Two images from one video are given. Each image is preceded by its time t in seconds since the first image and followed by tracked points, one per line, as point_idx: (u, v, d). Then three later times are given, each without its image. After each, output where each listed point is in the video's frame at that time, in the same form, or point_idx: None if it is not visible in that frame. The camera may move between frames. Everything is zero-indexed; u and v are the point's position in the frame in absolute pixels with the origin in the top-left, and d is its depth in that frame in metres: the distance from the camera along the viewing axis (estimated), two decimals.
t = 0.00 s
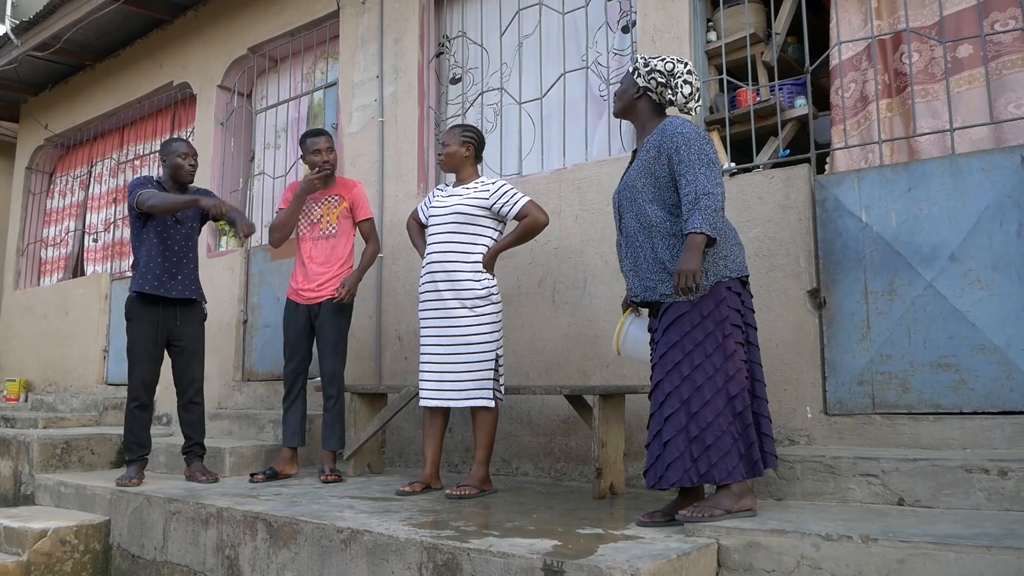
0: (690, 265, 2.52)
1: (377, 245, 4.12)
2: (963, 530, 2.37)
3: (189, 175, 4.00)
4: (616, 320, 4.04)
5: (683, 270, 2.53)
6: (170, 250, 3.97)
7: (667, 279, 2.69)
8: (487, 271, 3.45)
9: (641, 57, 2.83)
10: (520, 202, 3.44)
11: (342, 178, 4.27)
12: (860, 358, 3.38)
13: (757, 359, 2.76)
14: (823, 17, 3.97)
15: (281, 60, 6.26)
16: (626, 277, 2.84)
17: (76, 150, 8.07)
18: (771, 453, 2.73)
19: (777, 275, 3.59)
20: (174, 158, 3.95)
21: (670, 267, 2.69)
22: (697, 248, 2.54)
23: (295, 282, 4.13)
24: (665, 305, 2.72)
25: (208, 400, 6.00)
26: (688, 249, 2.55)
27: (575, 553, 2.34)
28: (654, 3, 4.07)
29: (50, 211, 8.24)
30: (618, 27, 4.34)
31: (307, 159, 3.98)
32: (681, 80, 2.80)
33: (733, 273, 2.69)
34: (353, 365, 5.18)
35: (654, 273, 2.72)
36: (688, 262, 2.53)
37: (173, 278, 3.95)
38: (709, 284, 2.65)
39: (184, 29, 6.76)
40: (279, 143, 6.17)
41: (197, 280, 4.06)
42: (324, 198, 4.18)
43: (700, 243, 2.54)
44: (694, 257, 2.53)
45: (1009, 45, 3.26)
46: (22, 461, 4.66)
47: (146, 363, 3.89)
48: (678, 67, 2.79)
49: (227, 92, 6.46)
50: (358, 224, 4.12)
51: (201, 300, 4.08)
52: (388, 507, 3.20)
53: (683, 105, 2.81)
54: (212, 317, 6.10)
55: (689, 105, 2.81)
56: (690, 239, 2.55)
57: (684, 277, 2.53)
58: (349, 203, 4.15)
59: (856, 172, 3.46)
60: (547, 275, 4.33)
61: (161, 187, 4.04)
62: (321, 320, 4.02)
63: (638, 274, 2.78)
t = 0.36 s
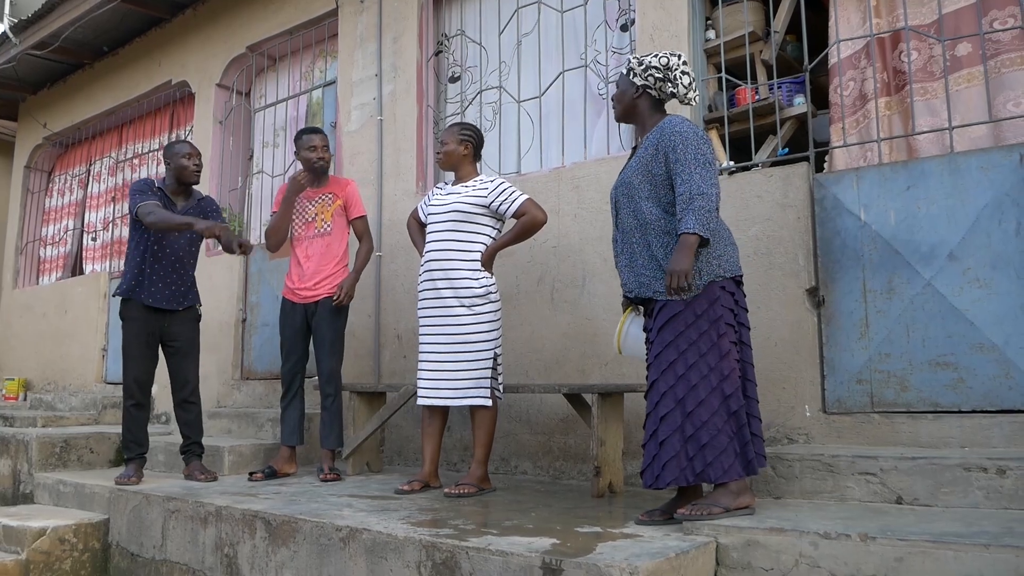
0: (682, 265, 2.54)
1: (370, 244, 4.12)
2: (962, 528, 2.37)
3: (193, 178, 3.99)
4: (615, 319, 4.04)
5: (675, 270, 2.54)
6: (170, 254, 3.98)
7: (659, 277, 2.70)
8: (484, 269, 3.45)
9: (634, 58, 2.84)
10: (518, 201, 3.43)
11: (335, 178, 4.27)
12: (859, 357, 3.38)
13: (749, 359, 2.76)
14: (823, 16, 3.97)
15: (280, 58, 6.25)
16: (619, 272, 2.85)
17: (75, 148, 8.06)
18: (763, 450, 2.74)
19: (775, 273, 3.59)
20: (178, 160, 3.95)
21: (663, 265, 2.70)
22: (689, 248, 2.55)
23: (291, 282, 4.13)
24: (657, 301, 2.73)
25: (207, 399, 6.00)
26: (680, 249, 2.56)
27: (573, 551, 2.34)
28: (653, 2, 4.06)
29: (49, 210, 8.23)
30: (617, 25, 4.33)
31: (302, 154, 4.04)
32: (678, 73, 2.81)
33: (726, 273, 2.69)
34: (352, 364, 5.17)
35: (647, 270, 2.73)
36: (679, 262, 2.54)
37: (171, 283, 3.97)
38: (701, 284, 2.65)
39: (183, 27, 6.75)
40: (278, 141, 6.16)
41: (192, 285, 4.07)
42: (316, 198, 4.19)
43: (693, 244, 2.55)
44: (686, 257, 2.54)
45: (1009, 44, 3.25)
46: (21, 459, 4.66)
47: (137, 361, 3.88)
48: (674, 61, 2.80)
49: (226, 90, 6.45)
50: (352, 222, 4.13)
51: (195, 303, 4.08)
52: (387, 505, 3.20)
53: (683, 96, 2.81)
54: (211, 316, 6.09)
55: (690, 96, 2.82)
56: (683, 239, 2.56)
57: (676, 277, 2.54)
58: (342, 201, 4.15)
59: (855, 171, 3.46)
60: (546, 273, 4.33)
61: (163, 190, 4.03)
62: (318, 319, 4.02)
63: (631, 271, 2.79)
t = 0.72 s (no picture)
0: (649, 255, 2.54)
1: (364, 244, 4.13)
2: (961, 527, 2.37)
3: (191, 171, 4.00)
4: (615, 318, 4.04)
5: (642, 260, 2.55)
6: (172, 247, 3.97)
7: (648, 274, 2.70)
8: (483, 268, 3.44)
9: (633, 59, 2.83)
10: (518, 199, 3.43)
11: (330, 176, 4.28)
12: (858, 356, 3.38)
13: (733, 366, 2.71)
14: (822, 15, 3.97)
15: (279, 57, 6.25)
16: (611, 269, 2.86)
17: (74, 147, 8.07)
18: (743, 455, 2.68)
19: (775, 272, 3.59)
20: (173, 154, 3.96)
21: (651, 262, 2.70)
22: (662, 241, 2.55)
23: (287, 281, 4.11)
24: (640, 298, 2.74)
25: (207, 398, 6.00)
26: (653, 241, 2.56)
27: (572, 550, 2.34)
28: (653, 1, 4.06)
29: (48, 208, 8.23)
30: (616, 25, 4.33)
31: (296, 153, 4.06)
32: (675, 78, 2.79)
33: (711, 276, 2.68)
34: (351, 362, 5.17)
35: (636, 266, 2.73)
36: (650, 253, 2.54)
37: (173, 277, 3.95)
38: (684, 285, 2.65)
39: (183, 26, 6.75)
40: (278, 140, 6.16)
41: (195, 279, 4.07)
42: (311, 195, 4.17)
43: (666, 237, 2.55)
44: (656, 248, 2.54)
45: (1009, 43, 3.25)
46: (20, 458, 4.66)
47: (140, 358, 3.88)
48: (672, 66, 2.79)
49: (226, 89, 6.45)
50: (346, 221, 4.16)
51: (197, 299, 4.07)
52: (386, 504, 3.20)
53: (678, 103, 2.80)
54: (211, 314, 6.09)
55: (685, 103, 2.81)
56: (659, 232, 2.56)
57: (643, 267, 2.55)
58: (337, 200, 4.17)
59: (855, 170, 3.46)
60: (546, 273, 4.33)
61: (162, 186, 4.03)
62: (315, 318, 4.02)
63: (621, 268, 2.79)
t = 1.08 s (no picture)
0: (575, 217, 2.63)
1: (360, 244, 4.13)
2: (962, 526, 2.37)
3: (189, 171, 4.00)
4: (616, 316, 4.04)
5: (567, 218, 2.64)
6: (171, 248, 3.98)
7: (631, 272, 2.70)
8: (485, 267, 3.44)
9: (639, 50, 2.80)
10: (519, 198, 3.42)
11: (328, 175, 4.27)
12: (860, 354, 3.38)
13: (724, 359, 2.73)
14: (824, 13, 3.96)
15: (280, 56, 6.24)
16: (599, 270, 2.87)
17: (75, 146, 8.07)
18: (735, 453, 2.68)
19: (776, 271, 3.58)
20: (172, 153, 3.96)
21: (633, 262, 2.70)
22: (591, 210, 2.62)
23: (286, 279, 4.11)
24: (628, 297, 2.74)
25: (208, 396, 6.00)
26: (585, 206, 2.64)
27: (573, 548, 2.34)
28: None
29: (49, 207, 8.23)
30: (617, 23, 4.32)
31: (293, 152, 4.08)
32: (675, 80, 2.78)
33: (698, 274, 2.67)
34: (352, 361, 5.17)
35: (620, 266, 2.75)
36: (575, 214, 2.63)
37: (174, 279, 3.96)
38: (672, 284, 2.64)
39: (183, 25, 6.74)
40: (278, 139, 6.16)
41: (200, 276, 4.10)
42: (310, 194, 4.17)
43: (596, 211, 2.62)
44: (580, 214, 2.63)
45: (1010, 41, 3.25)
46: (22, 457, 4.67)
47: (142, 360, 3.89)
48: (674, 67, 2.77)
49: (226, 88, 6.45)
50: (343, 220, 4.14)
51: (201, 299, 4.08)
52: (388, 503, 3.20)
53: (673, 105, 2.80)
54: (212, 313, 6.09)
55: (680, 106, 2.81)
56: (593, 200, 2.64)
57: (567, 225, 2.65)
58: (335, 197, 4.16)
59: (856, 168, 3.45)
60: (547, 271, 4.33)
61: (159, 187, 4.02)
62: (315, 317, 4.02)
63: (609, 268, 2.80)
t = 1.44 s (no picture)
0: (557, 214, 2.65)
1: (355, 244, 4.12)
2: (964, 525, 2.37)
3: (182, 169, 4.00)
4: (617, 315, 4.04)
5: (548, 215, 2.67)
6: (167, 246, 3.98)
7: (619, 272, 2.72)
8: (488, 266, 3.44)
9: (631, 43, 2.81)
10: (522, 197, 3.42)
11: (327, 174, 4.28)
12: (861, 353, 3.38)
13: (721, 359, 2.73)
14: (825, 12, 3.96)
15: (281, 54, 6.25)
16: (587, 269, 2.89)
17: (76, 145, 8.07)
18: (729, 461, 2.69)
19: (777, 270, 3.58)
20: (164, 151, 3.96)
21: (622, 262, 2.71)
22: (573, 205, 2.65)
23: (285, 278, 4.10)
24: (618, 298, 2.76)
25: (209, 395, 6.01)
26: (566, 202, 2.67)
27: (575, 547, 2.34)
28: None
29: (50, 206, 8.23)
30: (618, 22, 4.32)
31: (292, 151, 4.08)
32: (665, 72, 2.75)
33: (691, 271, 2.66)
34: (353, 360, 5.17)
35: (609, 266, 2.77)
36: (557, 211, 2.65)
37: (171, 277, 3.96)
38: (664, 282, 2.63)
39: (184, 24, 6.75)
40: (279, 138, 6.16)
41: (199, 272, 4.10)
42: (309, 192, 4.17)
43: (579, 206, 2.64)
44: (563, 209, 2.65)
45: (1011, 39, 3.25)
46: (24, 456, 4.67)
47: (143, 359, 3.90)
48: (666, 58, 2.75)
49: (227, 87, 6.46)
50: (340, 220, 4.14)
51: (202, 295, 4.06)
52: (389, 502, 3.20)
53: (665, 98, 2.78)
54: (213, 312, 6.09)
55: (672, 99, 2.78)
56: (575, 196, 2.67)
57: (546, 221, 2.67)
58: (334, 196, 4.17)
59: (858, 167, 3.45)
60: (547, 270, 4.33)
61: (153, 186, 4.03)
62: (315, 316, 4.02)
63: (598, 268, 2.83)
